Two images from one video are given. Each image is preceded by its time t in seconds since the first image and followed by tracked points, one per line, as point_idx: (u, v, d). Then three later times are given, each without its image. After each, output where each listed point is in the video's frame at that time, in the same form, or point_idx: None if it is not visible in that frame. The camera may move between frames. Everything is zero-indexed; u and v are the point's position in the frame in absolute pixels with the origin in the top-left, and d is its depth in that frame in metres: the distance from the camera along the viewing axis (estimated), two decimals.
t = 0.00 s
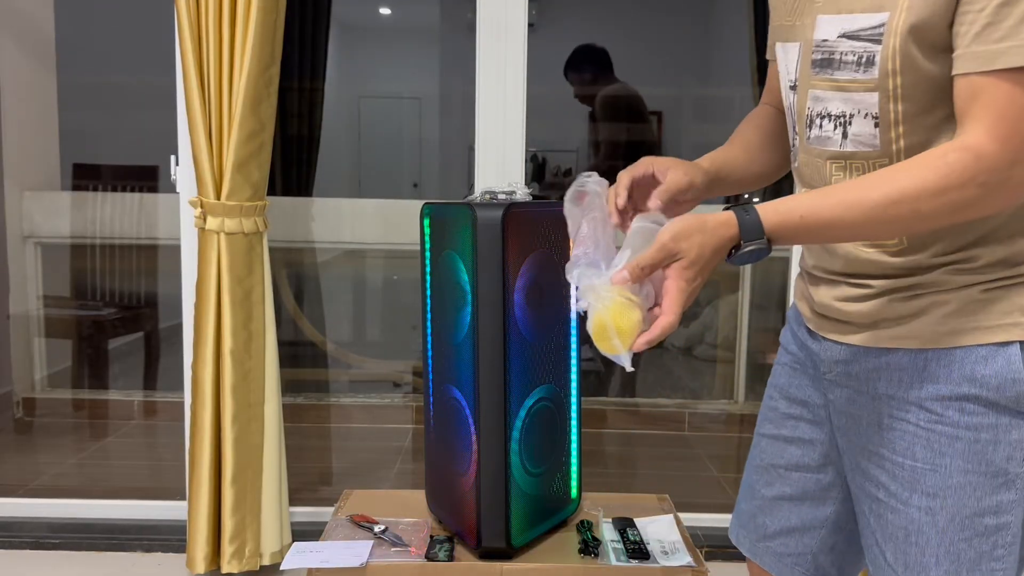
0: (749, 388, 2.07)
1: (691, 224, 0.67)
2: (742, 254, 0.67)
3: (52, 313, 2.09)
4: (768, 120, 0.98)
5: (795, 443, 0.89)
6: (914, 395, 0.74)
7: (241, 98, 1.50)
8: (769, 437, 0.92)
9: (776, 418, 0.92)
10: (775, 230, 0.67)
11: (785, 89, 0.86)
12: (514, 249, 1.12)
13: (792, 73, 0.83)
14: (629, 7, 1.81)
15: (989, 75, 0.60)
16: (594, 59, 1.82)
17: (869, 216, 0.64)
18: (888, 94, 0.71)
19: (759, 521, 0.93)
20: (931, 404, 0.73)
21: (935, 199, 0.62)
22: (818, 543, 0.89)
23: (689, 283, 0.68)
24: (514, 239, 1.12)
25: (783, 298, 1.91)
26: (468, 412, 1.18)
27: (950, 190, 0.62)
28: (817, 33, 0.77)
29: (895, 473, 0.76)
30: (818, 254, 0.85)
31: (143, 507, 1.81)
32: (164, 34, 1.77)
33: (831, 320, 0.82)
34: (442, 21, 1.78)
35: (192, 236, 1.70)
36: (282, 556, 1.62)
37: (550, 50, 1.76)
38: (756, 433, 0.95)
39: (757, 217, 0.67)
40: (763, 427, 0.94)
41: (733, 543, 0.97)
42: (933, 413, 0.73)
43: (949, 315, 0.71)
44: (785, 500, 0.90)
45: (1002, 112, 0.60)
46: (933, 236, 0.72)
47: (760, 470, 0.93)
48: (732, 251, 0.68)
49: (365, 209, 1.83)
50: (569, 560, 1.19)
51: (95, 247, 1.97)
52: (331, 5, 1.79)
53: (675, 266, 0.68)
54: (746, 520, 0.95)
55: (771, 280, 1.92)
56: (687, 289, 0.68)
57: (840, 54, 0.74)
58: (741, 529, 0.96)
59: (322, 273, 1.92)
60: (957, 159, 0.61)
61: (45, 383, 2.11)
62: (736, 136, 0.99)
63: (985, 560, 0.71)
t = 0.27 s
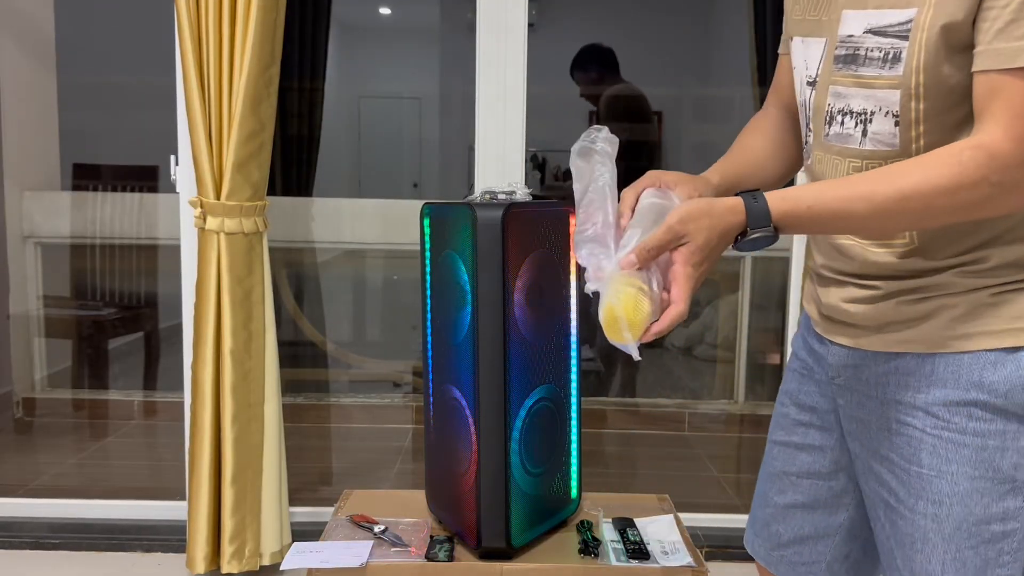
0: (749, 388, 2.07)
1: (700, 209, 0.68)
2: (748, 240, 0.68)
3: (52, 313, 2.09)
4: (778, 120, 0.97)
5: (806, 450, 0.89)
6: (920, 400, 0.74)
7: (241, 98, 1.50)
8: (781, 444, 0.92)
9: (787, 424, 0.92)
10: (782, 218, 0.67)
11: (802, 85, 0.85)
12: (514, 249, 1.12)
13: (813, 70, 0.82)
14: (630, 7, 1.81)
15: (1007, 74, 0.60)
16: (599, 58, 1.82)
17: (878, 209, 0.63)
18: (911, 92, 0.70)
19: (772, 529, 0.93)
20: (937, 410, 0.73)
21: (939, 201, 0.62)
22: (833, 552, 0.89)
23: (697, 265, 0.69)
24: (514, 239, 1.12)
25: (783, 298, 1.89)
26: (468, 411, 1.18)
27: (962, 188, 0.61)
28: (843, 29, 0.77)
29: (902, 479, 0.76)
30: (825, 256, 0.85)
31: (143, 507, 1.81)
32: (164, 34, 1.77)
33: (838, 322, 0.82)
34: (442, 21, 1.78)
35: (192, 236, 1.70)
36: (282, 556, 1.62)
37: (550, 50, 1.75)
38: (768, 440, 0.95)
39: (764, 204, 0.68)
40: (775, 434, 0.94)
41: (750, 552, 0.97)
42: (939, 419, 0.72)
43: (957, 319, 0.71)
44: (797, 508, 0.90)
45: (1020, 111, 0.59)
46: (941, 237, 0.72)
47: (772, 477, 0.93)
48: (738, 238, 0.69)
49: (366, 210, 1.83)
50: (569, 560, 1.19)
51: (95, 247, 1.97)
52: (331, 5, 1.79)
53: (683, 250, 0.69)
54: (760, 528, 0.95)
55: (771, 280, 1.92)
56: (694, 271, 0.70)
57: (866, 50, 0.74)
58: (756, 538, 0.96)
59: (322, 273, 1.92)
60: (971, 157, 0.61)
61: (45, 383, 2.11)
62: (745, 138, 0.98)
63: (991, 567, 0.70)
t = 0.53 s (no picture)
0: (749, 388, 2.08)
1: (716, 226, 0.65)
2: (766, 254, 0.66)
3: (52, 313, 2.09)
4: (784, 117, 0.97)
5: (807, 454, 0.89)
6: (927, 406, 0.74)
7: (241, 98, 1.50)
8: (781, 448, 0.92)
9: (787, 429, 0.92)
10: (802, 230, 0.65)
11: (809, 83, 0.84)
12: (513, 248, 1.12)
13: (822, 68, 0.82)
14: (631, 7, 1.81)
15: None
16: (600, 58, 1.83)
17: (899, 219, 0.62)
18: (922, 93, 0.69)
19: (773, 534, 0.93)
20: (944, 415, 0.72)
21: (958, 209, 0.61)
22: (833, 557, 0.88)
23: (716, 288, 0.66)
24: (513, 238, 1.12)
25: (783, 298, 1.90)
26: (468, 411, 1.18)
27: (982, 195, 0.60)
28: (854, 26, 0.77)
29: (908, 485, 0.76)
30: (830, 258, 0.85)
31: (143, 507, 1.80)
32: (164, 34, 1.77)
33: (843, 326, 0.82)
34: (442, 21, 1.78)
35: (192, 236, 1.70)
36: (282, 556, 1.62)
37: (550, 50, 1.75)
38: (768, 445, 0.95)
39: (782, 216, 0.66)
40: (775, 438, 0.94)
41: (749, 557, 0.97)
42: (946, 425, 0.72)
43: (965, 323, 0.71)
44: (798, 513, 0.90)
45: None
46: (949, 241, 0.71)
47: (772, 482, 0.93)
48: (755, 251, 0.67)
49: (366, 210, 1.82)
50: (569, 560, 1.19)
51: (95, 247, 1.97)
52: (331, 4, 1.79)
53: (700, 271, 0.66)
54: (761, 533, 0.95)
55: (771, 280, 1.92)
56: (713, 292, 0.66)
57: (876, 49, 0.74)
58: (756, 543, 0.96)
59: (321, 272, 1.92)
60: (990, 164, 0.60)
61: (45, 383, 2.11)
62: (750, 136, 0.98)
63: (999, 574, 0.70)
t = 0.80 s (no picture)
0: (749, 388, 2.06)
1: (753, 264, 0.50)
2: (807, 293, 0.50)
3: (52, 313, 2.08)
4: (783, 107, 0.97)
5: (801, 454, 0.89)
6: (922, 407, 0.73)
7: (241, 97, 1.50)
8: (774, 447, 0.92)
9: (781, 428, 0.92)
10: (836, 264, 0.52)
11: (809, 82, 0.84)
12: (514, 247, 1.12)
13: (822, 68, 0.81)
14: (630, 8, 1.81)
15: None
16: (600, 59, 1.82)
17: (934, 243, 0.51)
18: (918, 95, 0.69)
19: (764, 534, 0.93)
20: (939, 417, 0.72)
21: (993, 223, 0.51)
22: (826, 557, 0.88)
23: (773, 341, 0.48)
24: (514, 237, 1.12)
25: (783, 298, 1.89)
26: (468, 411, 1.18)
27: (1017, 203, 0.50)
28: (855, 28, 0.76)
29: (904, 487, 0.76)
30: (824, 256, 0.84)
31: (143, 507, 1.81)
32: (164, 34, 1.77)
33: (838, 327, 0.81)
34: (442, 21, 1.78)
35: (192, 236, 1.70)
36: (282, 556, 1.62)
37: (550, 50, 1.76)
38: (760, 444, 0.95)
39: (815, 249, 0.51)
40: (767, 437, 0.94)
41: (739, 556, 0.97)
42: (942, 427, 0.72)
43: (961, 323, 0.70)
44: (792, 513, 0.90)
45: None
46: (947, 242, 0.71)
47: (765, 481, 0.93)
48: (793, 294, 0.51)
49: (366, 210, 1.82)
50: (568, 560, 1.19)
51: (95, 247, 1.97)
52: (331, 4, 1.79)
53: (752, 314, 0.49)
54: (753, 533, 0.95)
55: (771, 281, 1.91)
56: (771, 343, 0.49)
57: (874, 51, 0.73)
58: (747, 543, 0.96)
59: (322, 273, 1.91)
60: (1015, 167, 0.50)
61: (44, 383, 2.11)
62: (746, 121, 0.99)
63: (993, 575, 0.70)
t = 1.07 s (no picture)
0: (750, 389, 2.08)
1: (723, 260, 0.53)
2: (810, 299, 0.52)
3: (52, 313, 2.08)
4: (751, 98, 0.99)
5: (802, 453, 0.89)
6: (910, 407, 0.73)
7: (241, 97, 1.50)
8: (778, 446, 0.92)
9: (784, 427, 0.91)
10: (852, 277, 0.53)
11: (809, 86, 0.84)
12: (514, 248, 1.12)
13: (823, 72, 0.81)
14: (629, 8, 1.81)
15: None
16: (599, 61, 1.83)
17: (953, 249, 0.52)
18: (909, 102, 0.69)
19: (769, 532, 0.93)
20: (927, 418, 0.71)
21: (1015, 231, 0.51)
22: (827, 556, 0.88)
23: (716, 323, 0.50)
24: (514, 237, 1.12)
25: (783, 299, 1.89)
26: (468, 412, 1.18)
27: None
28: (851, 34, 0.76)
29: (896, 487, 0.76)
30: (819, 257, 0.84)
31: (143, 507, 1.81)
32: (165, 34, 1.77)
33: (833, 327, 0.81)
34: (442, 21, 1.78)
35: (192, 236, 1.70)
36: (282, 556, 1.61)
37: (550, 50, 1.76)
38: (766, 443, 0.95)
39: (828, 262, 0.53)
40: (773, 436, 0.94)
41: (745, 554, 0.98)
42: (930, 427, 0.71)
43: (951, 322, 0.70)
44: (793, 511, 0.90)
45: None
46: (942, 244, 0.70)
47: (770, 479, 0.93)
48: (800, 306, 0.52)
49: (366, 210, 1.82)
50: (568, 560, 1.19)
51: (95, 247, 1.97)
52: (331, 4, 1.79)
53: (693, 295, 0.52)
54: (758, 531, 0.95)
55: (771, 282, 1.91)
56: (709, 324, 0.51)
57: (870, 57, 0.73)
58: (753, 541, 0.96)
59: (322, 273, 1.91)
60: None
61: (44, 383, 2.11)
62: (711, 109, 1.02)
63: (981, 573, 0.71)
